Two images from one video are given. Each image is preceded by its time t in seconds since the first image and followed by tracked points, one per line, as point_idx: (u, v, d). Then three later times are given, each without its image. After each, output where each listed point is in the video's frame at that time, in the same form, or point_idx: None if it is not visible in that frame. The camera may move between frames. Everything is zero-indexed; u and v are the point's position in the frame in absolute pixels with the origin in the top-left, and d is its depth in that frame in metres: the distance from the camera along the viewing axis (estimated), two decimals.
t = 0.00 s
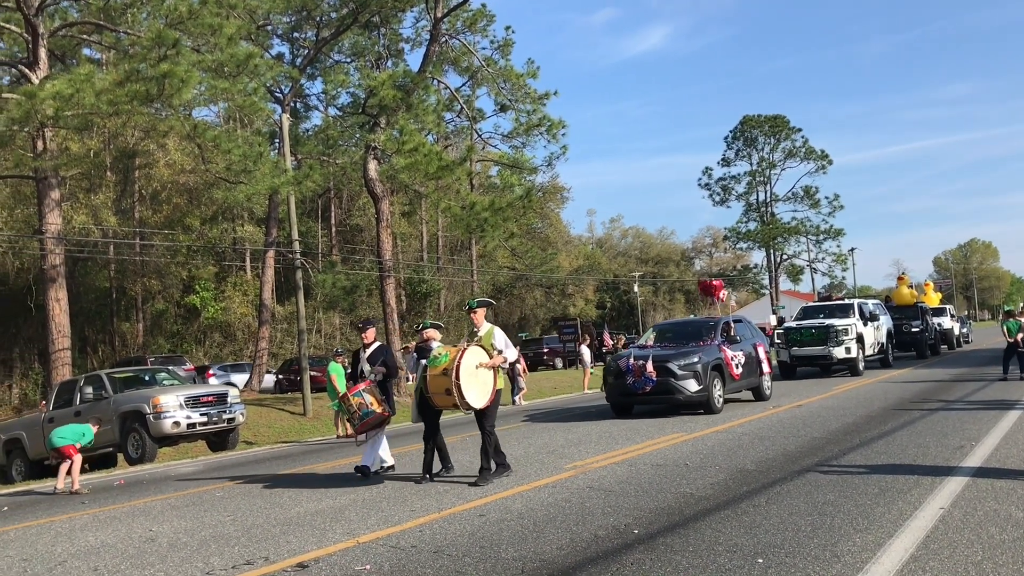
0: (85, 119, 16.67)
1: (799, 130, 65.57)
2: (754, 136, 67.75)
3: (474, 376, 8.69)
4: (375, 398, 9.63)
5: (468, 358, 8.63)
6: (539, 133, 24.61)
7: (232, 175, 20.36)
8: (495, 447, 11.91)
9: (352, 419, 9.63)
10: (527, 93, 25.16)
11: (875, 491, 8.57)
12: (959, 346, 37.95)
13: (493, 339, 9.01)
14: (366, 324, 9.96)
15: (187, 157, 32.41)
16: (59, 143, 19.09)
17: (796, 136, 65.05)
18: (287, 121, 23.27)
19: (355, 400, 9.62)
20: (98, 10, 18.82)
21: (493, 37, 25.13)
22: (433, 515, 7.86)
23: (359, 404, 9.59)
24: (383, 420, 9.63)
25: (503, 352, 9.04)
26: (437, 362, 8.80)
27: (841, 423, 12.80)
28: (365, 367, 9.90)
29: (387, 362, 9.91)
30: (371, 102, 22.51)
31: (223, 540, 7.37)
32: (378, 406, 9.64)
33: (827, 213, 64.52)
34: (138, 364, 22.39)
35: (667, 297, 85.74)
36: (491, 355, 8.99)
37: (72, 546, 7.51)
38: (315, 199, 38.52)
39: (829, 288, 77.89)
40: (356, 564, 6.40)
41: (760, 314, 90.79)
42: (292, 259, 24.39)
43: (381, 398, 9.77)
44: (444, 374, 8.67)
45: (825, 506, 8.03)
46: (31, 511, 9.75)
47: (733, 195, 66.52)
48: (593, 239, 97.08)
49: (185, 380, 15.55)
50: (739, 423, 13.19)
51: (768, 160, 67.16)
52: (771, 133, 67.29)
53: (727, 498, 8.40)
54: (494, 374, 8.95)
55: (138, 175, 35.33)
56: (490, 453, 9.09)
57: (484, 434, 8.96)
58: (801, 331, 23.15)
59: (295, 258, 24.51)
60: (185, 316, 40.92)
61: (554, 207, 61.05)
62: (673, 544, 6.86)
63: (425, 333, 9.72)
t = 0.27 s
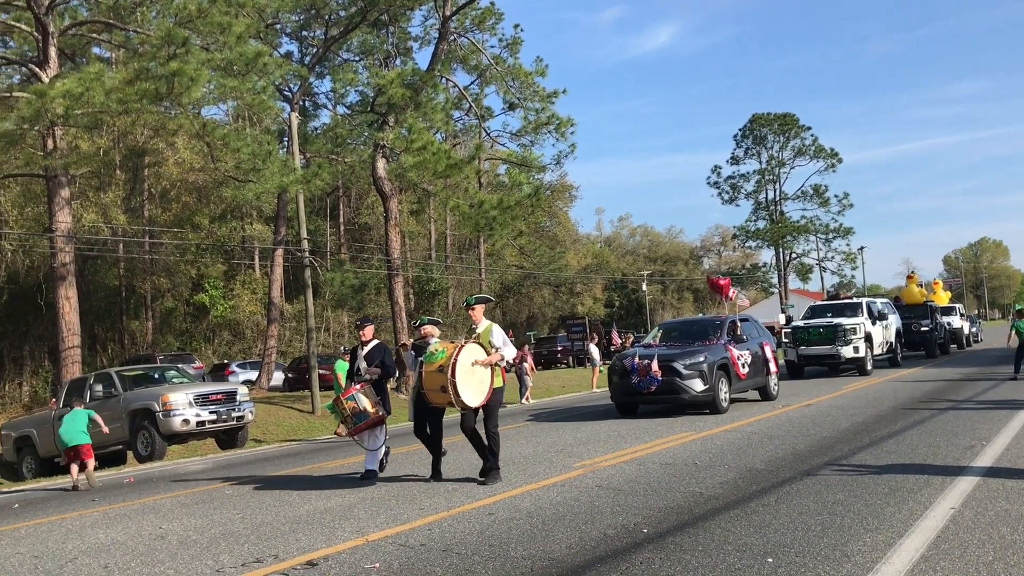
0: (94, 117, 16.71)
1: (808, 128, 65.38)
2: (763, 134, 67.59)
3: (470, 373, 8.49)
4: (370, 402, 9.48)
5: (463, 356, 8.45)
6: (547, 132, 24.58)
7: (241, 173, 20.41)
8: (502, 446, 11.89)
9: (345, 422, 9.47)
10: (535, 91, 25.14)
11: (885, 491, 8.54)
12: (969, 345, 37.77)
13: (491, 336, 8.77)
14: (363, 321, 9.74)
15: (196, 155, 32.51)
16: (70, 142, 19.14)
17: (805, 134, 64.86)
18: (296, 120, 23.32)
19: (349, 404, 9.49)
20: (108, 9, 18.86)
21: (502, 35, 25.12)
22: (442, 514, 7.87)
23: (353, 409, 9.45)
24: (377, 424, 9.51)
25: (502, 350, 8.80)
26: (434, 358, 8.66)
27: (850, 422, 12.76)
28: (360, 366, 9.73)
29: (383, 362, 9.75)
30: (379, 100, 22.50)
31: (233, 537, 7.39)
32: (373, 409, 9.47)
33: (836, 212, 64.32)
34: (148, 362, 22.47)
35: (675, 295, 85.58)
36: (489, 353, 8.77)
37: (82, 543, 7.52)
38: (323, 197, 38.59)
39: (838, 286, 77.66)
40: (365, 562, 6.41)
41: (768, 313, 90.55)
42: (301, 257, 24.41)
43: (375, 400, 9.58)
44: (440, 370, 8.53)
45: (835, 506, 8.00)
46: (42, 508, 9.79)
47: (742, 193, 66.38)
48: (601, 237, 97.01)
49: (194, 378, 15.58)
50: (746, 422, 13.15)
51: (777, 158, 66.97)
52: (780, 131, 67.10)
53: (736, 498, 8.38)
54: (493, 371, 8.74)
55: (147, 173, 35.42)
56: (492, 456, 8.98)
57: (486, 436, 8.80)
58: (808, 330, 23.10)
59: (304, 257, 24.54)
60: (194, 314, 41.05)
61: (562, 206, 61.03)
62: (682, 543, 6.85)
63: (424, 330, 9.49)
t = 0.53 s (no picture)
0: (106, 117, 16.77)
1: (818, 127, 65.19)
2: (773, 133, 67.43)
3: (466, 376, 8.39)
4: (368, 407, 9.30)
5: (458, 358, 8.35)
6: (556, 131, 24.58)
7: (251, 172, 20.48)
8: (510, 446, 11.87)
9: (343, 430, 9.30)
10: (545, 90, 25.13)
11: (896, 491, 8.51)
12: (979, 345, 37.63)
13: (486, 337, 8.68)
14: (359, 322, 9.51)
15: (206, 155, 32.62)
16: (81, 142, 19.22)
17: (815, 133, 64.69)
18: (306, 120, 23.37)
19: (345, 412, 9.28)
20: (119, 10, 18.94)
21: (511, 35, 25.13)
22: (451, 513, 7.88)
23: (350, 417, 9.25)
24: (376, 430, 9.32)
25: (497, 351, 8.70)
26: (427, 362, 8.61)
27: (861, 422, 12.72)
28: (357, 369, 9.57)
29: (380, 363, 9.56)
30: (389, 100, 22.51)
31: (243, 536, 7.42)
32: (370, 415, 9.29)
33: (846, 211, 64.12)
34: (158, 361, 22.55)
35: (684, 295, 85.44)
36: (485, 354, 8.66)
37: (93, 541, 7.55)
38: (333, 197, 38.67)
39: (847, 286, 77.44)
40: (375, 561, 6.42)
41: (778, 313, 90.34)
42: (311, 257, 24.45)
43: (373, 404, 9.38)
44: (434, 373, 8.45)
45: (846, 506, 7.99)
46: (53, 506, 9.84)
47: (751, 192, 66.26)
48: (610, 236, 96.95)
49: (205, 377, 15.63)
50: (754, 422, 13.09)
51: (787, 157, 66.81)
52: (790, 131, 66.93)
53: (746, 498, 8.36)
54: (489, 373, 8.62)
55: (157, 173, 35.54)
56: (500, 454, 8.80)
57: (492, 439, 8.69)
58: (817, 330, 23.02)
59: (314, 256, 24.57)
60: (205, 314, 41.20)
61: (571, 205, 61.02)
62: (692, 543, 6.85)
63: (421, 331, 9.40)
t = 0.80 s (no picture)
0: (118, 119, 16.86)
1: (830, 127, 64.97)
2: (784, 133, 67.24)
3: (458, 375, 8.27)
4: (362, 403, 9.16)
5: (450, 356, 8.23)
6: (567, 131, 24.56)
7: (263, 173, 20.57)
8: (519, 446, 11.85)
9: (337, 426, 9.13)
10: (555, 90, 25.12)
11: (908, 492, 8.47)
12: (993, 346, 37.42)
13: (479, 337, 8.60)
14: (353, 321, 9.52)
15: (218, 156, 32.74)
16: (94, 143, 19.32)
17: (827, 133, 64.48)
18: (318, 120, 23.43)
19: (340, 407, 9.14)
20: (132, 11, 19.02)
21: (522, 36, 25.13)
22: (462, 513, 7.88)
23: (344, 411, 9.11)
24: (370, 426, 9.13)
25: (490, 351, 8.62)
26: (418, 361, 8.39)
27: (873, 423, 12.66)
28: (351, 368, 9.52)
29: (375, 360, 9.56)
30: (400, 100, 22.53)
31: (255, 535, 7.44)
32: (365, 411, 9.13)
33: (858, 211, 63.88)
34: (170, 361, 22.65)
35: (694, 295, 85.28)
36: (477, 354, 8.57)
37: (106, 541, 7.57)
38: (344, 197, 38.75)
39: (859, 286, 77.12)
40: (387, 561, 6.42)
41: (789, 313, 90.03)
42: (322, 257, 24.49)
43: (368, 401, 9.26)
44: (426, 373, 8.25)
45: (858, 507, 7.95)
46: (66, 505, 9.90)
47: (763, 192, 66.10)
48: (621, 236, 96.86)
49: (217, 377, 15.69)
50: (764, 423, 13.04)
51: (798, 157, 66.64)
52: (802, 130, 66.72)
53: (758, 499, 8.34)
54: (481, 374, 8.51)
55: (169, 173, 35.70)
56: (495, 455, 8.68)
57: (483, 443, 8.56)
58: (827, 330, 22.94)
59: (325, 257, 24.62)
60: (217, 314, 41.36)
61: (582, 205, 60.99)
62: (704, 544, 6.83)
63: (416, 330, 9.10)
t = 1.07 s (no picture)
0: (133, 120, 16.94)
1: (844, 126, 64.67)
2: (798, 132, 67.00)
3: (456, 379, 8.13)
4: (359, 399, 9.02)
5: (447, 359, 8.09)
6: (579, 132, 24.54)
7: (276, 174, 20.61)
8: (531, 447, 11.83)
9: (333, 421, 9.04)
10: (568, 90, 25.12)
11: (924, 494, 8.42)
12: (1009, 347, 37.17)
13: (478, 338, 8.45)
14: (352, 321, 9.11)
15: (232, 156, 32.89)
16: (109, 145, 19.42)
17: (841, 132, 64.20)
18: (330, 121, 23.49)
19: (336, 401, 9.05)
20: (146, 13, 19.12)
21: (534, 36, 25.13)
22: (475, 514, 7.87)
23: (341, 405, 9.01)
24: (365, 423, 8.98)
25: (489, 352, 8.48)
26: (414, 365, 8.24)
27: (888, 424, 12.59)
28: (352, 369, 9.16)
29: (375, 363, 9.08)
30: (412, 101, 22.56)
31: (269, 535, 7.46)
32: (361, 407, 8.97)
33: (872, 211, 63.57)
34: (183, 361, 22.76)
35: (707, 295, 85.04)
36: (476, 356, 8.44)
37: (121, 540, 7.61)
38: (357, 198, 38.85)
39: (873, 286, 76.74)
40: (400, 561, 6.43)
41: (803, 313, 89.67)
42: (335, 258, 24.54)
43: (366, 399, 9.08)
44: (423, 377, 8.11)
45: (873, 509, 7.91)
46: (81, 505, 9.95)
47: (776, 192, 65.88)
48: (634, 237, 96.74)
49: (230, 377, 15.75)
50: (776, 425, 12.96)
51: (812, 157, 66.38)
52: (815, 130, 66.45)
53: (773, 500, 8.31)
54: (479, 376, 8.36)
55: (183, 174, 35.89)
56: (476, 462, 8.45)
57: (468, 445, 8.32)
58: (839, 331, 22.83)
59: (338, 257, 24.67)
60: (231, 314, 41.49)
61: (594, 205, 60.94)
62: (717, 546, 6.80)
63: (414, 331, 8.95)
